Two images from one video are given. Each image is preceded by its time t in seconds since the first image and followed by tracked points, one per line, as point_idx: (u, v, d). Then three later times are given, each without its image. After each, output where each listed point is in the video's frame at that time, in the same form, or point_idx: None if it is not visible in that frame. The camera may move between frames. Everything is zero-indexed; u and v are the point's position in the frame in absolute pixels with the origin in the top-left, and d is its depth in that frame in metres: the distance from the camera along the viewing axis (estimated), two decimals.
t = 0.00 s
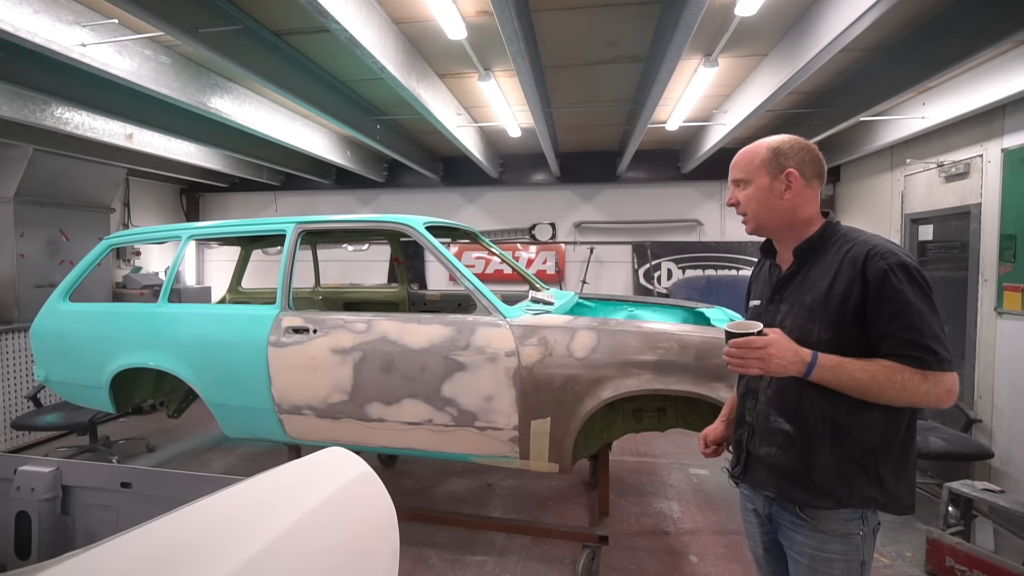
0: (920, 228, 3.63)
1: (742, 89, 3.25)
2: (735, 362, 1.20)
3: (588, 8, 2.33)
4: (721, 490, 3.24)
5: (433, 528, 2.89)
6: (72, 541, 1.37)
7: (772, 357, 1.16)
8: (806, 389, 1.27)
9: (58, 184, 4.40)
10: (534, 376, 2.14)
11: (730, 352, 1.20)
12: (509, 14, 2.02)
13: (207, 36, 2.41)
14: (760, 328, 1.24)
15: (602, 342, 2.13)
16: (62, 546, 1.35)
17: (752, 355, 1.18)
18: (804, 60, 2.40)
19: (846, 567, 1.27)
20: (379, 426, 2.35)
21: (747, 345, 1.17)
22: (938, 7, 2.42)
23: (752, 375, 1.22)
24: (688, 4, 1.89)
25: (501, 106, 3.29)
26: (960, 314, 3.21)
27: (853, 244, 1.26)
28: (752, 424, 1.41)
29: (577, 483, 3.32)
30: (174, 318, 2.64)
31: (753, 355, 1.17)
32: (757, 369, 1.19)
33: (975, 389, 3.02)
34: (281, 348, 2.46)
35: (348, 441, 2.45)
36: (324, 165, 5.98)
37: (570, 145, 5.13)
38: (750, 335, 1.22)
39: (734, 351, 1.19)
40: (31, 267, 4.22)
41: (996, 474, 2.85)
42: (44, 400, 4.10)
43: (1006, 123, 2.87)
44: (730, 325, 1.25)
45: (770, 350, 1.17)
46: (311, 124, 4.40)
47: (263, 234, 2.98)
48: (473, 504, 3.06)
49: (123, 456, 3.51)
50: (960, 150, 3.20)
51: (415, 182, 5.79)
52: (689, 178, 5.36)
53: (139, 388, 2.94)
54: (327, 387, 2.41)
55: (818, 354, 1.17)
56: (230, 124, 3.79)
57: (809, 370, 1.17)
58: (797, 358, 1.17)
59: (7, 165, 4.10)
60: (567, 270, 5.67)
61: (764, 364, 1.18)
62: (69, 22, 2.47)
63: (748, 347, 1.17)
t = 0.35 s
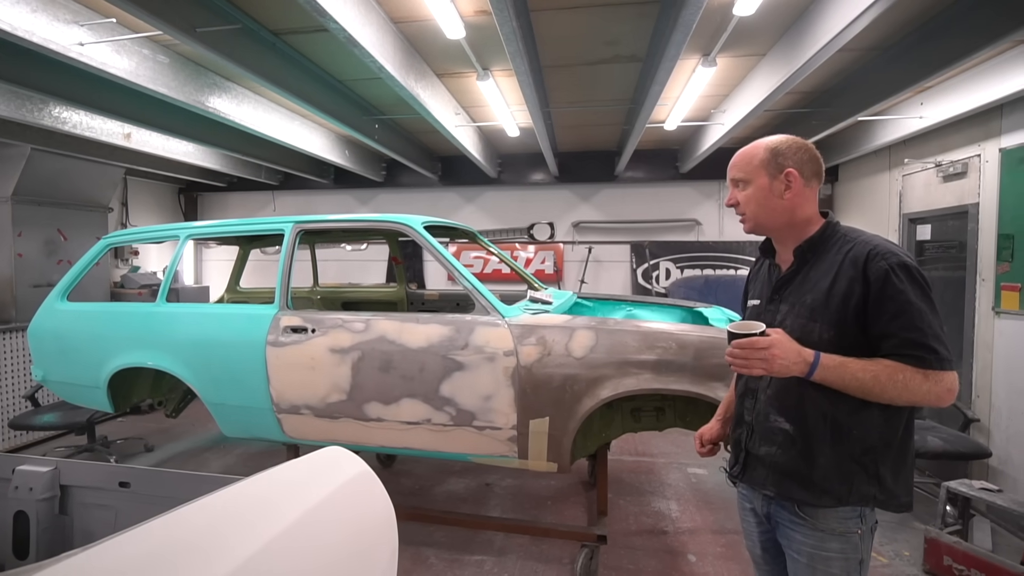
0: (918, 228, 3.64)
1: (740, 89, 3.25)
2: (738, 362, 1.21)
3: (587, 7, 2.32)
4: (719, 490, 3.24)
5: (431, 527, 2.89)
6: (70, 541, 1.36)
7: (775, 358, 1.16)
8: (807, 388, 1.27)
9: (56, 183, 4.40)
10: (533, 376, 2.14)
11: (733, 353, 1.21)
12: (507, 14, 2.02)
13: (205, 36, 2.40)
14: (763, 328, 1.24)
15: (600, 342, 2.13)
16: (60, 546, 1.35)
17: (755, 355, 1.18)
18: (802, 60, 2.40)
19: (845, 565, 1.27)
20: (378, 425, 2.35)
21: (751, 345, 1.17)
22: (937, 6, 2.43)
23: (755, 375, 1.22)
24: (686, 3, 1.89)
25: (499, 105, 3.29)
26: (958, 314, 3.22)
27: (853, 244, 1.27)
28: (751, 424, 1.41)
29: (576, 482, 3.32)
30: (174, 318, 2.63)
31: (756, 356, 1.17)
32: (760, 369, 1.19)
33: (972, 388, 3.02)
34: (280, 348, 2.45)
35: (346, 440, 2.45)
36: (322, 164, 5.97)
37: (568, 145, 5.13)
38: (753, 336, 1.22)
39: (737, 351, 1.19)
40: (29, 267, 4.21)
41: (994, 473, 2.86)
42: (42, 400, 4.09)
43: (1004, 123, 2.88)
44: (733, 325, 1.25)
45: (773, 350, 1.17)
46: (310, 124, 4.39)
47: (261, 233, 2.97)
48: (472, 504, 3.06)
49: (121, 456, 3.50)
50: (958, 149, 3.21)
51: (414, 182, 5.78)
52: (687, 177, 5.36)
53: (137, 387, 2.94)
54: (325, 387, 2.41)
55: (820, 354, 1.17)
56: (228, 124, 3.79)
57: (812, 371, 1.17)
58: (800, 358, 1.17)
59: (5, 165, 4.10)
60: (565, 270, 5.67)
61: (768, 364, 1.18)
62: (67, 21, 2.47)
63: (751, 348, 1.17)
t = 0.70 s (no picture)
0: (914, 227, 3.65)
1: (737, 89, 3.26)
2: (733, 361, 1.21)
3: (584, 7, 2.33)
4: (716, 489, 3.25)
5: (429, 527, 2.89)
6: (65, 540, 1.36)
7: (770, 357, 1.16)
8: (802, 387, 1.28)
9: (53, 183, 4.39)
10: (530, 375, 2.14)
11: (728, 352, 1.21)
12: (504, 13, 2.02)
13: (201, 35, 2.40)
14: (757, 327, 1.24)
15: (597, 341, 2.13)
16: (54, 545, 1.35)
17: (750, 354, 1.18)
18: (799, 60, 2.41)
19: (838, 562, 1.27)
20: (375, 425, 2.35)
21: (746, 344, 1.18)
22: (933, 6, 2.44)
23: (751, 374, 1.22)
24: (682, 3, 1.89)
25: (497, 105, 3.29)
26: (954, 313, 3.23)
27: (849, 244, 1.27)
28: (746, 422, 1.41)
29: (573, 481, 3.32)
30: (170, 318, 2.63)
31: (751, 355, 1.18)
32: (755, 368, 1.19)
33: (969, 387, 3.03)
34: (277, 347, 2.45)
35: (343, 440, 2.45)
36: (320, 164, 5.97)
37: (566, 144, 5.14)
38: (748, 335, 1.22)
39: (732, 350, 1.20)
40: (25, 267, 4.20)
41: (990, 471, 2.86)
42: (39, 400, 4.08)
43: (999, 123, 2.89)
44: (729, 324, 1.26)
45: (768, 349, 1.17)
46: (307, 123, 4.39)
47: (258, 233, 2.97)
48: (469, 503, 3.06)
49: (118, 456, 3.49)
50: (954, 149, 3.22)
51: (412, 181, 5.78)
52: (685, 177, 5.37)
53: (134, 387, 2.93)
54: (322, 386, 2.41)
55: (815, 354, 1.17)
56: (225, 123, 3.78)
57: (807, 370, 1.17)
58: (795, 357, 1.17)
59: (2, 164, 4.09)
60: (563, 270, 5.68)
61: (763, 363, 1.18)
62: (63, 20, 2.46)
63: (746, 346, 1.18)
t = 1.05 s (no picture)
0: (908, 227, 3.67)
1: (732, 88, 3.26)
2: (722, 357, 1.22)
3: (578, 7, 2.33)
4: (711, 487, 3.26)
5: (424, 526, 2.89)
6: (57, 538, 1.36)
7: (758, 353, 1.17)
8: (791, 383, 1.28)
9: (48, 182, 4.38)
10: (524, 373, 2.14)
11: (717, 348, 1.22)
12: (497, 12, 2.03)
13: (195, 34, 2.39)
14: (747, 324, 1.25)
15: (591, 339, 2.14)
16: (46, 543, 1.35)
17: (739, 351, 1.19)
18: (792, 59, 2.42)
19: (828, 559, 1.28)
20: (369, 424, 2.35)
21: (734, 340, 1.19)
22: (925, 6, 2.45)
23: (740, 371, 1.23)
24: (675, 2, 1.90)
25: (492, 104, 3.30)
26: (948, 312, 3.24)
27: (837, 242, 1.28)
28: (737, 419, 1.42)
29: (568, 480, 3.33)
30: (164, 317, 2.63)
31: (739, 351, 1.19)
32: (744, 365, 1.20)
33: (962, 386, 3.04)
34: (271, 346, 2.45)
35: (338, 439, 2.45)
36: (316, 164, 5.96)
37: (562, 144, 5.14)
38: (737, 331, 1.23)
39: (721, 347, 1.21)
40: (20, 266, 4.19)
41: (982, 469, 2.88)
42: (33, 400, 4.07)
43: (992, 123, 2.90)
44: (718, 321, 1.27)
45: (756, 345, 1.18)
46: (302, 123, 4.39)
47: (254, 232, 2.96)
48: (465, 502, 3.07)
49: (113, 456, 3.48)
50: (948, 149, 3.23)
51: (408, 181, 5.78)
52: (680, 177, 5.38)
53: (129, 386, 2.92)
54: (317, 385, 2.41)
55: (803, 350, 1.18)
56: (220, 122, 3.77)
57: (795, 366, 1.18)
58: (783, 354, 1.18)
59: None
60: (559, 269, 5.69)
61: (751, 359, 1.19)
62: (57, 19, 2.45)
63: (734, 343, 1.19)
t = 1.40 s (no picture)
0: (894, 226, 3.71)
1: (720, 88, 3.29)
2: (706, 353, 1.23)
3: (566, 6, 2.34)
4: (700, 485, 3.28)
5: (413, 525, 2.89)
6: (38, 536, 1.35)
7: (740, 348, 1.19)
8: (775, 379, 1.29)
9: (35, 181, 4.35)
10: (511, 371, 2.15)
11: (700, 344, 1.23)
12: (484, 11, 2.03)
13: (182, 32, 2.38)
14: (730, 320, 1.26)
15: (578, 337, 2.15)
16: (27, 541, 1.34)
17: (721, 346, 1.21)
18: (778, 59, 2.44)
19: (811, 553, 1.29)
20: (357, 422, 2.35)
21: (717, 336, 1.20)
22: (910, 7, 2.48)
23: (724, 366, 1.24)
24: (660, 2, 1.91)
25: (481, 104, 3.30)
26: (933, 310, 3.28)
27: (817, 238, 1.29)
28: (722, 416, 1.43)
29: (558, 479, 3.34)
30: (151, 316, 2.61)
31: (722, 347, 1.20)
32: (727, 360, 1.21)
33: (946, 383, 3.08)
34: (259, 345, 2.45)
35: (326, 437, 2.44)
36: (307, 163, 5.94)
37: (553, 144, 5.16)
38: (720, 327, 1.25)
39: (704, 343, 1.22)
40: (6, 265, 4.15)
41: (966, 465, 2.91)
42: (19, 400, 4.04)
43: (975, 123, 2.94)
44: (702, 317, 1.28)
45: (738, 341, 1.19)
46: (292, 122, 4.38)
47: (243, 231, 2.95)
48: (454, 501, 3.07)
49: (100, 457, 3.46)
50: (933, 149, 3.27)
51: (399, 181, 5.77)
52: (671, 177, 5.41)
53: (117, 386, 2.91)
54: (305, 384, 2.41)
55: (785, 345, 1.19)
56: (209, 121, 3.75)
57: (777, 362, 1.19)
58: (765, 349, 1.19)
59: None
60: (550, 268, 5.71)
61: (734, 355, 1.20)
62: (42, 16, 2.44)
63: (717, 339, 1.20)
